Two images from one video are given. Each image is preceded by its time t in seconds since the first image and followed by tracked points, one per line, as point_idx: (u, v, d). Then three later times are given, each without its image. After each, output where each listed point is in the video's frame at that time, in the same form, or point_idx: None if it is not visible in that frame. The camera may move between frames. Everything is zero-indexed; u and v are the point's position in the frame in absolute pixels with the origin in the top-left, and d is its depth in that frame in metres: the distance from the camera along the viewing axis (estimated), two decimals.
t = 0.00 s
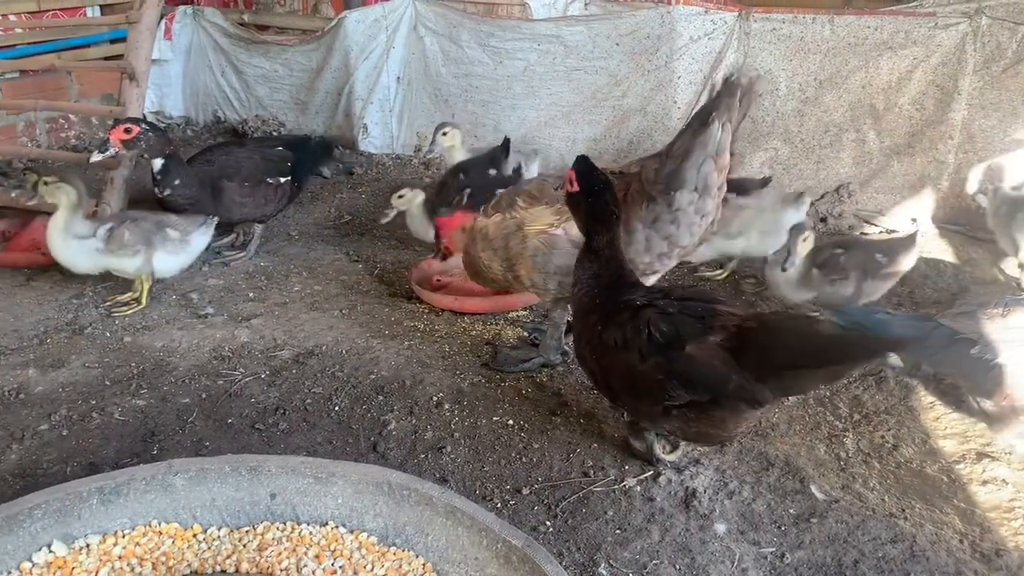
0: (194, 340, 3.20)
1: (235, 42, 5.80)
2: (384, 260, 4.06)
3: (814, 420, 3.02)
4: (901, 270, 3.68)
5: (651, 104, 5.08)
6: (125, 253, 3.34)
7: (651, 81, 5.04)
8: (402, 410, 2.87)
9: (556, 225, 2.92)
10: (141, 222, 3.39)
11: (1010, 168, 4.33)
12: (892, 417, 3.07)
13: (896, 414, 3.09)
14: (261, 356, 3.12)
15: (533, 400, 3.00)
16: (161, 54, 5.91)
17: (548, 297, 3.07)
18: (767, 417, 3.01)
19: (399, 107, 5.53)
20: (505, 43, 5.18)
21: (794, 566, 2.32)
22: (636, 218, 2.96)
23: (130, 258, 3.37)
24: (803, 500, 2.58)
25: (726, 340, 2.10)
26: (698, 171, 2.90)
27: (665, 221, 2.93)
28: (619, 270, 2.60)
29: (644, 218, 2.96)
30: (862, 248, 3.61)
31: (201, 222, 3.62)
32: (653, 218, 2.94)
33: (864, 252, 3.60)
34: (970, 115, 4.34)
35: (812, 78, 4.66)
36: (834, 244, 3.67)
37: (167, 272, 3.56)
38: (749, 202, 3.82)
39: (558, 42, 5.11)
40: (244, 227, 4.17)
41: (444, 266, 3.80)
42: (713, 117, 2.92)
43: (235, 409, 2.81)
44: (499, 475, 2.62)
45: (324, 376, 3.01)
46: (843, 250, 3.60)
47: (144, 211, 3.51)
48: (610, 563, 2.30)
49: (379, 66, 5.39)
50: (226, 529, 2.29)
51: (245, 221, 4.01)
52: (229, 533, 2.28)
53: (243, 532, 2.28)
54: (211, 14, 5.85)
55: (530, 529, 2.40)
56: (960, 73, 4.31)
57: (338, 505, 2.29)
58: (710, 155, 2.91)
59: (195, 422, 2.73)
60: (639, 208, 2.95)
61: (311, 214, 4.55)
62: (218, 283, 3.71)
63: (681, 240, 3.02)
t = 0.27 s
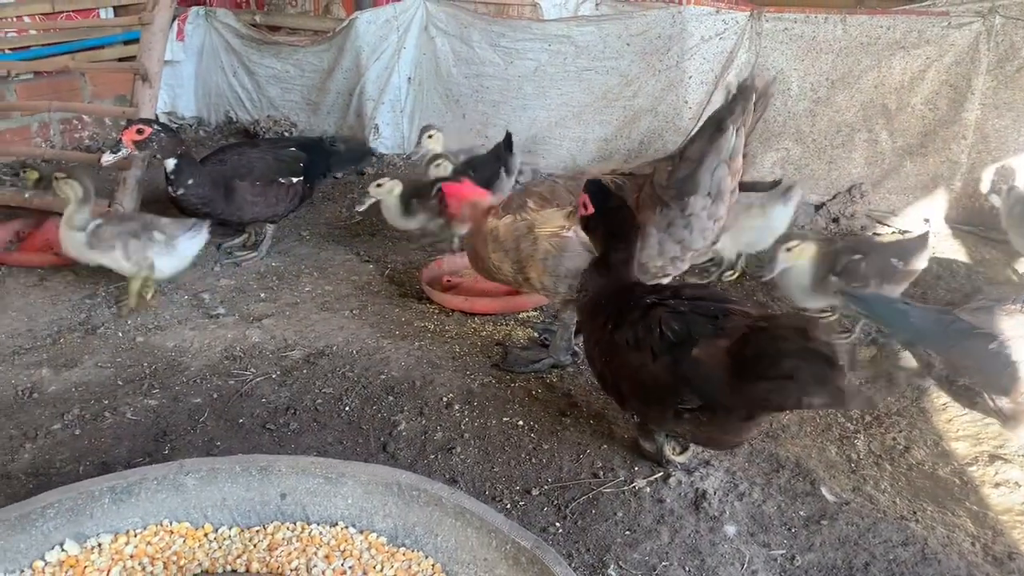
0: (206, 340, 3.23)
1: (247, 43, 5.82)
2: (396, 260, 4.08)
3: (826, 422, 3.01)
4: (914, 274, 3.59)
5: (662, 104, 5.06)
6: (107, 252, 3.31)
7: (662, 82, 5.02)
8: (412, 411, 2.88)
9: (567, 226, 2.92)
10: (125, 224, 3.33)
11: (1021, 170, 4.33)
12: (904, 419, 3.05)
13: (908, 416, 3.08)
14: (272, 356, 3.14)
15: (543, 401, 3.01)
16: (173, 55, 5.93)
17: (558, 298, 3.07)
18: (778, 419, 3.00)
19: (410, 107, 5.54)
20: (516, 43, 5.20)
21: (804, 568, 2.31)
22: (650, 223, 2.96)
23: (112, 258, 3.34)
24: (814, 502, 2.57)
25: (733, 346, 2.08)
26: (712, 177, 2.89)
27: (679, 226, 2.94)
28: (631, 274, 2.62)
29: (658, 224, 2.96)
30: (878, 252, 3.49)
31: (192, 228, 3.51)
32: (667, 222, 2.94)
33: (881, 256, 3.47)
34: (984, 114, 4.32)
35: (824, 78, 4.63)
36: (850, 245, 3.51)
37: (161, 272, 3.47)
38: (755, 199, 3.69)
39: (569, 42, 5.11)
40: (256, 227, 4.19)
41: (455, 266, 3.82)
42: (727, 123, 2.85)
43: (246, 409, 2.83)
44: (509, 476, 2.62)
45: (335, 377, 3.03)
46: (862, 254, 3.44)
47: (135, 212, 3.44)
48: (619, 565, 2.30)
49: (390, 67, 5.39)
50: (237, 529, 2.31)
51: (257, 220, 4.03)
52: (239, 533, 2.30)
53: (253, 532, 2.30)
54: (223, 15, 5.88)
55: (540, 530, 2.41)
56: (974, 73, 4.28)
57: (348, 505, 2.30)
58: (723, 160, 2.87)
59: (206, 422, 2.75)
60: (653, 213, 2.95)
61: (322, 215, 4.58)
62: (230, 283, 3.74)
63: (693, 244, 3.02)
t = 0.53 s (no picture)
0: (222, 340, 3.25)
1: (263, 43, 5.85)
2: (410, 261, 4.09)
3: (839, 425, 3.00)
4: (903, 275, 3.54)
5: (676, 105, 5.08)
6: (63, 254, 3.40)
7: (677, 82, 5.03)
8: (425, 411, 2.89)
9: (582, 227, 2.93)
10: (81, 232, 3.36)
11: None
12: (919, 422, 3.04)
13: (923, 419, 3.06)
14: (286, 356, 3.16)
15: (556, 402, 3.02)
16: (190, 56, 5.97)
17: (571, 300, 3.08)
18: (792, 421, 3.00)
19: (424, 108, 5.57)
20: (530, 45, 5.18)
21: (817, 571, 2.31)
22: (663, 226, 2.93)
23: (70, 261, 3.42)
24: (827, 505, 2.56)
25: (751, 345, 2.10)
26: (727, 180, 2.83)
27: (692, 228, 2.92)
28: (645, 278, 2.64)
29: (671, 225, 2.93)
30: (869, 256, 3.40)
31: (149, 248, 3.46)
32: (681, 225, 2.92)
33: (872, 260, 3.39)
34: (1001, 115, 4.28)
35: (839, 79, 4.60)
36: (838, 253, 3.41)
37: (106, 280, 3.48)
38: (765, 204, 3.63)
39: (583, 43, 5.10)
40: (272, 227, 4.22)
41: (468, 267, 3.83)
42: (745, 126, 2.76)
43: (261, 409, 2.85)
44: (522, 477, 2.63)
45: (349, 377, 3.05)
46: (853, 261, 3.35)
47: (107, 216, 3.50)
48: (632, 566, 2.31)
49: (405, 68, 5.40)
50: (252, 529, 2.33)
51: (275, 222, 4.05)
52: (254, 532, 2.32)
53: (268, 532, 2.32)
54: (239, 16, 5.90)
55: (553, 532, 2.42)
56: (990, 73, 4.24)
57: (362, 505, 2.32)
58: (739, 163, 2.81)
59: (221, 422, 2.78)
60: (668, 216, 2.92)
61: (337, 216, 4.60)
62: (246, 283, 3.77)
63: (707, 246, 3.01)
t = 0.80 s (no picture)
0: (245, 335, 3.27)
1: (284, 41, 5.88)
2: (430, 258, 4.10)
3: (864, 424, 2.98)
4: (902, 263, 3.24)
5: (698, 102, 5.04)
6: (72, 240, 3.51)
7: (699, 79, 5.00)
8: (447, 408, 2.89)
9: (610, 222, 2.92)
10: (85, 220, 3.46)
11: None
12: (945, 422, 3.01)
13: (949, 419, 3.03)
14: (308, 352, 3.17)
15: (578, 400, 3.01)
16: (212, 52, 6.04)
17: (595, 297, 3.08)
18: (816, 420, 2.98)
19: (444, 105, 5.59)
20: (550, 41, 5.19)
21: (842, 571, 2.29)
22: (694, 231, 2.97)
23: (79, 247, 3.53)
24: (853, 505, 2.54)
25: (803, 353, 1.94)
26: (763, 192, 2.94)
27: (725, 237, 2.97)
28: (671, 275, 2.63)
29: (705, 234, 2.96)
30: (859, 251, 3.12)
31: (147, 237, 3.52)
32: (714, 233, 2.96)
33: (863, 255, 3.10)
34: None
35: (863, 75, 4.57)
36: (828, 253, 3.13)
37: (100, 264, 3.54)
38: (788, 201, 3.62)
39: (604, 39, 5.11)
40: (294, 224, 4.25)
41: (488, 264, 3.83)
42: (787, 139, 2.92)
43: (284, 403, 2.87)
44: (544, 474, 2.63)
45: (371, 373, 3.06)
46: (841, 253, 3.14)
47: (121, 207, 3.58)
48: (655, 565, 2.30)
49: (425, 65, 5.45)
50: (277, 523, 2.34)
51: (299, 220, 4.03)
52: (279, 526, 2.33)
53: (293, 526, 2.33)
54: (261, 14, 5.95)
55: (575, 530, 2.41)
56: (1019, 70, 4.17)
57: (386, 500, 2.32)
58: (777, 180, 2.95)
59: (245, 416, 2.79)
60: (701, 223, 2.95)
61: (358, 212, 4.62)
62: (268, 279, 3.79)
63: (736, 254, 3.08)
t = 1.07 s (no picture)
0: (269, 330, 3.30)
1: (309, 37, 5.92)
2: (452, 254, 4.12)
3: (889, 425, 2.96)
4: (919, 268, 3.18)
5: (723, 100, 5.02)
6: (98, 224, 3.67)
7: (723, 76, 4.98)
8: (469, 403, 2.91)
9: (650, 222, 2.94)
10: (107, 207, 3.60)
11: None
12: (972, 423, 2.99)
13: (975, 420, 3.01)
14: (332, 347, 3.19)
15: (600, 398, 3.01)
16: (238, 48, 6.08)
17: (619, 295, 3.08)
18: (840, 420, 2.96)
19: (467, 101, 5.57)
20: (575, 38, 5.16)
21: (866, 572, 2.28)
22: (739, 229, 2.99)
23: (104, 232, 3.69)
24: (877, 505, 2.53)
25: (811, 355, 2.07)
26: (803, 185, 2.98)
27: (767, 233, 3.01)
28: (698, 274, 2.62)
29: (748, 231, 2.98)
30: (874, 253, 3.08)
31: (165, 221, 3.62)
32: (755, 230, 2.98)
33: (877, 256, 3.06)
34: None
35: (890, 73, 4.53)
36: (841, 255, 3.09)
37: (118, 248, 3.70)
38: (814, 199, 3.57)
39: (628, 35, 5.09)
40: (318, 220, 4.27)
41: (510, 261, 3.83)
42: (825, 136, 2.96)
43: (308, 398, 2.89)
44: (566, 471, 2.63)
45: (394, 368, 3.07)
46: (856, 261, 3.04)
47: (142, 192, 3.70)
48: (678, 563, 2.30)
49: (448, 61, 5.48)
50: (301, 516, 2.36)
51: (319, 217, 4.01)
52: (303, 519, 2.35)
53: (317, 519, 2.35)
54: (286, 10, 5.99)
55: (598, 526, 2.42)
56: None
57: (409, 495, 2.33)
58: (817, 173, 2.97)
59: (270, 410, 2.81)
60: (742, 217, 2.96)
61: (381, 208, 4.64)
62: (292, 275, 3.81)
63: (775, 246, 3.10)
